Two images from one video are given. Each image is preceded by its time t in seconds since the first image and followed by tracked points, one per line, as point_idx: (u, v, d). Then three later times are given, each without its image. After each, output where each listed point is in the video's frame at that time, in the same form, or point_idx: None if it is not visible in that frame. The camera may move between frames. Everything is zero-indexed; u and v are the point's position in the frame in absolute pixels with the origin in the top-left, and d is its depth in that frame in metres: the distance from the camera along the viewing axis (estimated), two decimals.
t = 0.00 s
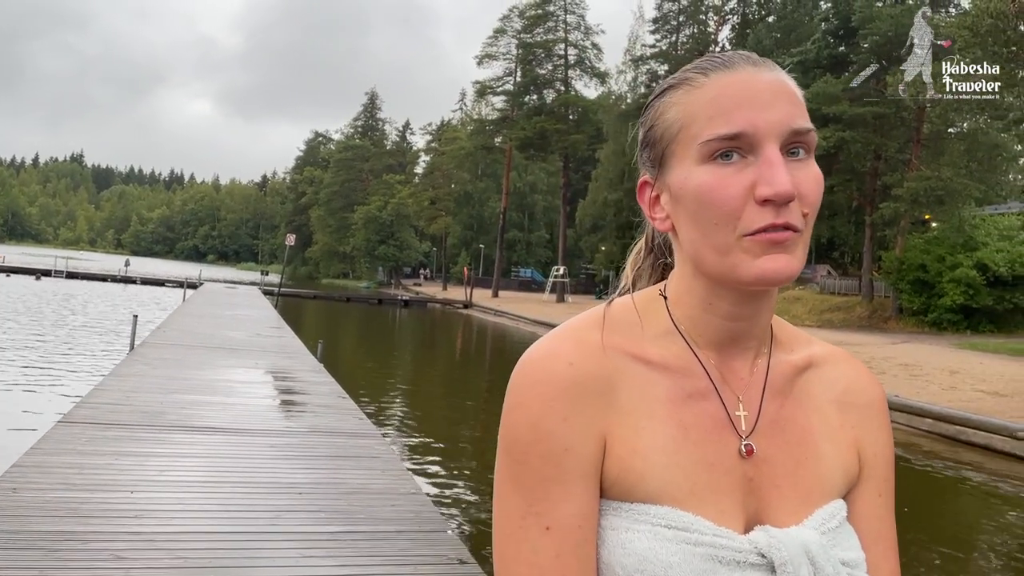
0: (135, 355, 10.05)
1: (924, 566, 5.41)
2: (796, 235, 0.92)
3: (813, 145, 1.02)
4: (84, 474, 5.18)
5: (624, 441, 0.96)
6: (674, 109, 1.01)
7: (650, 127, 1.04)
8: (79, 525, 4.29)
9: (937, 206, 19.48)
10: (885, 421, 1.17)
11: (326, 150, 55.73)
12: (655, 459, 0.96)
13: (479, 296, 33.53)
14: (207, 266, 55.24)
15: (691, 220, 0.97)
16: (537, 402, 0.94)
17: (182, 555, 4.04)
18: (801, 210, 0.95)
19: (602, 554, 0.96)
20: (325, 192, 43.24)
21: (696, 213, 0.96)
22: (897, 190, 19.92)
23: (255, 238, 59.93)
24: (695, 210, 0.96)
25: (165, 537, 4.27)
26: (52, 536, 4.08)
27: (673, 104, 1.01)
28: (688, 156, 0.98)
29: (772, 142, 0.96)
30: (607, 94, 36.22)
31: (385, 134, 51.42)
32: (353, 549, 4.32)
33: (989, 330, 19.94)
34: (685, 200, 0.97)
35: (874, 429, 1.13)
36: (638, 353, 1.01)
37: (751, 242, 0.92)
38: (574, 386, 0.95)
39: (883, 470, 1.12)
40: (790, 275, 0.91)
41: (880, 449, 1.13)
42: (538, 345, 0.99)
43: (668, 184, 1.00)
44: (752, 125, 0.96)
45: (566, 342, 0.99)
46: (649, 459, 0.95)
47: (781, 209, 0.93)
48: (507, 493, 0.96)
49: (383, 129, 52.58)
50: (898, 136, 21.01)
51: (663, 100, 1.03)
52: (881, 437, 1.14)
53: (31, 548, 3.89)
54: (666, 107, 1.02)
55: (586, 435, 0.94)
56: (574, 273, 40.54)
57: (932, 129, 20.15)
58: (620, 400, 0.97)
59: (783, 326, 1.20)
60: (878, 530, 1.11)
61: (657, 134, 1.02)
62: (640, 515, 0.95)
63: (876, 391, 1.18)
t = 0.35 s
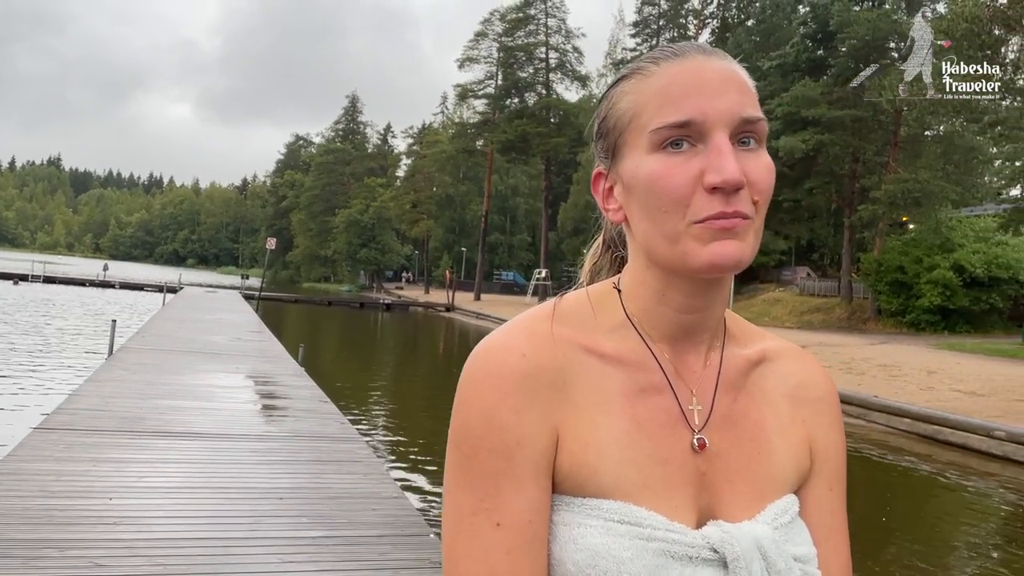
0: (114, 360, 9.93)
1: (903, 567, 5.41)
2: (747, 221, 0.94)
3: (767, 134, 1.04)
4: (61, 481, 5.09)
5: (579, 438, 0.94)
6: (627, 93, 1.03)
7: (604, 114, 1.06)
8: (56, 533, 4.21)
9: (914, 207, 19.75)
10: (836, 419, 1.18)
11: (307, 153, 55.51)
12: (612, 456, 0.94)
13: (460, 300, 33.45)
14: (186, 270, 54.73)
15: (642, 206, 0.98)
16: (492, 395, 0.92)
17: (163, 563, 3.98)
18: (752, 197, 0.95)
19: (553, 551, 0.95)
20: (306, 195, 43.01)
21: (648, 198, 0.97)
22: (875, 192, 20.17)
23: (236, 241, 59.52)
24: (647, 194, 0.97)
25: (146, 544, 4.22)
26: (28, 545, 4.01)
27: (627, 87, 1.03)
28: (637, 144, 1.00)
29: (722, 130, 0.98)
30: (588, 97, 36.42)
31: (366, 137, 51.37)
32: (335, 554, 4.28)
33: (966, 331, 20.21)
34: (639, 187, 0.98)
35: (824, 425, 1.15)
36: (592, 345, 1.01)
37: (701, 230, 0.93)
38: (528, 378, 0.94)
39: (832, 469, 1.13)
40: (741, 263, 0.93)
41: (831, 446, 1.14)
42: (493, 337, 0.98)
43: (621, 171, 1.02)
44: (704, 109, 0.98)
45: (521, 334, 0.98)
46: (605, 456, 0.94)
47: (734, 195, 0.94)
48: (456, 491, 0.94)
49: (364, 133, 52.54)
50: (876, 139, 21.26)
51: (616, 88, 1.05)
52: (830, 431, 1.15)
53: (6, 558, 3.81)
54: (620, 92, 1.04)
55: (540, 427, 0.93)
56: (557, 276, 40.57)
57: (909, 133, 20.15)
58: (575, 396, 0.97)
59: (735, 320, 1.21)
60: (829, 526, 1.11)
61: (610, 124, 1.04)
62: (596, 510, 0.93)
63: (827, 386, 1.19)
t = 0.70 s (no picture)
0: (87, 365, 9.79)
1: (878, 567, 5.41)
2: (672, 211, 0.95)
3: (698, 122, 1.05)
4: (32, 487, 5.02)
5: (507, 431, 0.95)
6: (556, 80, 1.04)
7: (535, 103, 1.07)
8: (29, 541, 4.15)
9: (886, 210, 20.00)
10: (769, 411, 1.20)
11: (284, 155, 55.28)
12: (541, 450, 0.95)
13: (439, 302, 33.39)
14: (161, 274, 54.12)
15: (571, 195, 0.99)
16: (418, 385, 0.92)
17: (137, 569, 3.93)
18: (680, 187, 0.97)
19: (481, 544, 0.94)
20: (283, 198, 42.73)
21: (574, 186, 0.98)
22: (848, 195, 20.47)
23: (212, 245, 58.99)
24: (575, 183, 0.98)
25: (119, 551, 4.16)
26: None
27: (557, 74, 1.04)
28: (566, 132, 1.00)
29: (650, 116, 0.98)
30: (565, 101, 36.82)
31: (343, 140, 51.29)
32: (312, 559, 4.25)
33: (938, 331, 20.62)
34: (567, 175, 0.99)
35: (755, 417, 1.17)
36: (523, 337, 1.03)
37: (629, 219, 0.94)
38: (456, 369, 0.94)
39: (763, 462, 1.15)
40: (667, 252, 0.95)
41: (762, 438, 1.16)
42: (423, 327, 0.98)
43: (551, 160, 1.03)
44: (630, 97, 0.99)
45: (450, 324, 0.99)
46: (535, 448, 0.94)
47: (661, 184, 0.95)
48: (380, 488, 0.93)
49: (341, 136, 52.51)
50: (850, 142, 21.54)
51: (547, 75, 1.06)
52: (761, 422, 1.17)
53: None
54: (550, 79, 1.05)
55: (468, 416, 0.93)
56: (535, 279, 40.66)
57: (883, 135, 20.70)
58: (505, 388, 0.97)
59: (669, 311, 1.24)
60: (760, 519, 1.13)
61: (541, 112, 1.05)
62: (525, 503, 0.93)
63: (760, 378, 1.22)
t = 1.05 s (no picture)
0: (55, 371, 9.61)
1: (846, 568, 5.44)
2: (598, 204, 0.97)
3: (622, 118, 1.09)
4: None
5: (435, 433, 0.94)
6: (479, 74, 1.05)
7: (456, 101, 1.09)
8: None
9: (858, 214, 20.36)
10: (688, 407, 1.26)
11: (258, 159, 54.94)
12: (470, 451, 0.94)
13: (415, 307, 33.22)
14: (132, 279, 53.35)
15: (496, 189, 1.00)
16: (340, 383, 0.91)
17: None
18: (605, 182, 0.99)
19: (406, 552, 0.93)
20: (257, 202, 42.36)
21: (500, 181, 0.99)
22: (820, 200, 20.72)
23: (184, 249, 58.29)
24: (500, 176, 0.99)
25: (86, 560, 4.07)
26: None
27: (477, 70, 1.06)
28: (491, 126, 1.02)
29: (576, 113, 1.02)
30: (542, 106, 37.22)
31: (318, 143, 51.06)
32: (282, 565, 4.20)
33: (908, 334, 20.87)
34: (492, 170, 1.00)
35: (676, 413, 1.23)
36: (449, 337, 1.03)
37: (558, 212, 0.96)
38: (379, 368, 0.93)
39: (684, 455, 1.21)
40: (593, 246, 0.97)
41: (682, 432, 1.22)
42: (342, 328, 0.98)
43: (475, 155, 1.04)
44: (551, 92, 1.01)
45: (372, 323, 0.99)
46: (464, 451, 0.94)
47: (586, 176, 0.97)
48: (301, 497, 0.91)
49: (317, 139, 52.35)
50: (821, 148, 21.83)
51: (467, 70, 1.08)
52: (682, 418, 1.23)
53: None
54: (471, 72, 1.07)
55: (392, 418, 0.92)
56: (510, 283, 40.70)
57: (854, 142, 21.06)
58: (431, 389, 0.98)
59: (591, 311, 1.29)
60: (684, 517, 1.18)
61: (462, 106, 1.07)
62: (453, 507, 0.92)
63: (680, 374, 1.28)
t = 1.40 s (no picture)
0: (27, 376, 9.47)
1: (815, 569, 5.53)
2: (532, 228, 1.06)
3: (551, 137, 1.19)
4: None
5: (370, 452, 1.01)
6: (413, 91, 1.12)
7: (386, 114, 1.14)
8: None
9: (831, 222, 20.74)
10: (595, 403, 1.46)
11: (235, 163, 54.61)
12: (405, 468, 1.02)
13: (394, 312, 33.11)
14: (106, 283, 52.65)
15: (432, 211, 1.07)
16: (278, 404, 0.95)
17: None
18: (538, 209, 1.08)
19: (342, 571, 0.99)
20: (234, 206, 42.03)
21: (438, 205, 1.07)
22: (794, 208, 21.03)
23: (159, 252, 57.71)
24: (437, 198, 1.06)
25: (60, 566, 4.04)
26: None
27: (411, 86, 1.12)
28: (427, 143, 1.08)
29: (514, 132, 1.10)
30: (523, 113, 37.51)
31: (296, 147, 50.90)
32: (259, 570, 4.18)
33: (880, 340, 21.17)
34: (429, 190, 1.07)
35: (587, 421, 1.39)
36: (381, 354, 1.09)
37: (496, 234, 1.04)
38: (316, 388, 0.98)
39: (593, 458, 1.38)
40: (528, 261, 1.05)
41: (591, 436, 1.39)
42: (273, 345, 1.01)
43: (407, 172, 1.11)
44: (491, 113, 1.09)
45: (305, 341, 1.02)
46: (400, 468, 1.01)
47: (521, 201, 1.06)
48: (236, 522, 0.95)
49: (296, 143, 52.22)
50: (796, 157, 22.16)
51: (398, 85, 1.14)
52: (592, 424, 1.41)
53: None
54: (403, 88, 1.13)
55: (328, 440, 0.98)
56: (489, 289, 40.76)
57: (828, 151, 21.41)
58: (366, 406, 1.04)
59: (509, 325, 1.41)
60: (597, 518, 1.35)
61: (395, 119, 1.12)
62: (391, 528, 0.98)
63: (589, 384, 1.47)
